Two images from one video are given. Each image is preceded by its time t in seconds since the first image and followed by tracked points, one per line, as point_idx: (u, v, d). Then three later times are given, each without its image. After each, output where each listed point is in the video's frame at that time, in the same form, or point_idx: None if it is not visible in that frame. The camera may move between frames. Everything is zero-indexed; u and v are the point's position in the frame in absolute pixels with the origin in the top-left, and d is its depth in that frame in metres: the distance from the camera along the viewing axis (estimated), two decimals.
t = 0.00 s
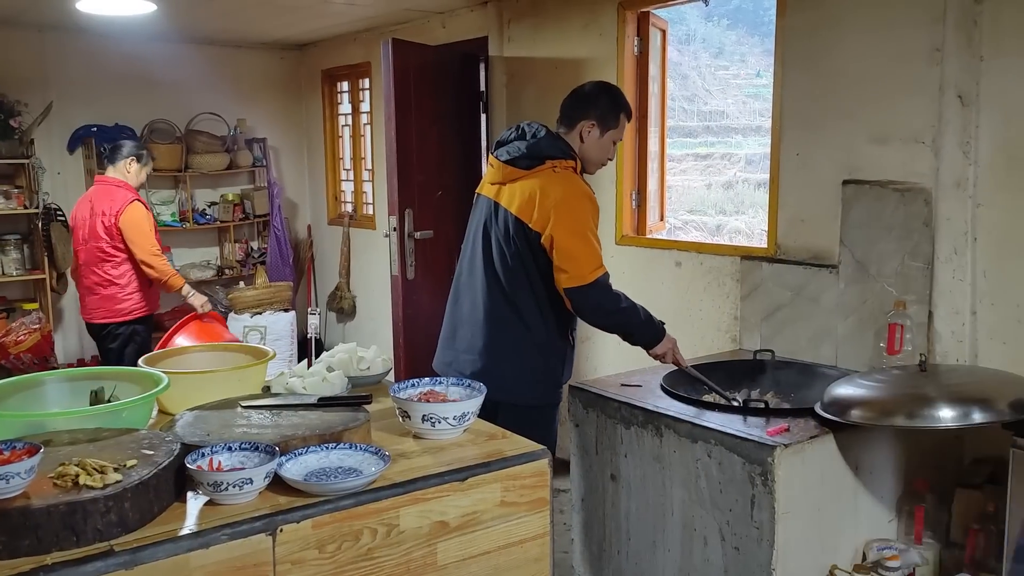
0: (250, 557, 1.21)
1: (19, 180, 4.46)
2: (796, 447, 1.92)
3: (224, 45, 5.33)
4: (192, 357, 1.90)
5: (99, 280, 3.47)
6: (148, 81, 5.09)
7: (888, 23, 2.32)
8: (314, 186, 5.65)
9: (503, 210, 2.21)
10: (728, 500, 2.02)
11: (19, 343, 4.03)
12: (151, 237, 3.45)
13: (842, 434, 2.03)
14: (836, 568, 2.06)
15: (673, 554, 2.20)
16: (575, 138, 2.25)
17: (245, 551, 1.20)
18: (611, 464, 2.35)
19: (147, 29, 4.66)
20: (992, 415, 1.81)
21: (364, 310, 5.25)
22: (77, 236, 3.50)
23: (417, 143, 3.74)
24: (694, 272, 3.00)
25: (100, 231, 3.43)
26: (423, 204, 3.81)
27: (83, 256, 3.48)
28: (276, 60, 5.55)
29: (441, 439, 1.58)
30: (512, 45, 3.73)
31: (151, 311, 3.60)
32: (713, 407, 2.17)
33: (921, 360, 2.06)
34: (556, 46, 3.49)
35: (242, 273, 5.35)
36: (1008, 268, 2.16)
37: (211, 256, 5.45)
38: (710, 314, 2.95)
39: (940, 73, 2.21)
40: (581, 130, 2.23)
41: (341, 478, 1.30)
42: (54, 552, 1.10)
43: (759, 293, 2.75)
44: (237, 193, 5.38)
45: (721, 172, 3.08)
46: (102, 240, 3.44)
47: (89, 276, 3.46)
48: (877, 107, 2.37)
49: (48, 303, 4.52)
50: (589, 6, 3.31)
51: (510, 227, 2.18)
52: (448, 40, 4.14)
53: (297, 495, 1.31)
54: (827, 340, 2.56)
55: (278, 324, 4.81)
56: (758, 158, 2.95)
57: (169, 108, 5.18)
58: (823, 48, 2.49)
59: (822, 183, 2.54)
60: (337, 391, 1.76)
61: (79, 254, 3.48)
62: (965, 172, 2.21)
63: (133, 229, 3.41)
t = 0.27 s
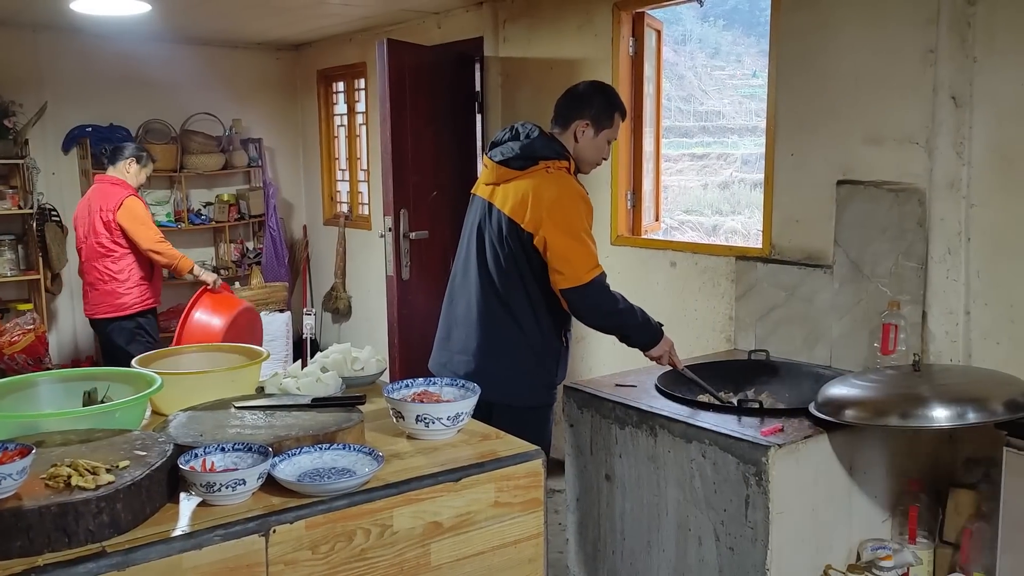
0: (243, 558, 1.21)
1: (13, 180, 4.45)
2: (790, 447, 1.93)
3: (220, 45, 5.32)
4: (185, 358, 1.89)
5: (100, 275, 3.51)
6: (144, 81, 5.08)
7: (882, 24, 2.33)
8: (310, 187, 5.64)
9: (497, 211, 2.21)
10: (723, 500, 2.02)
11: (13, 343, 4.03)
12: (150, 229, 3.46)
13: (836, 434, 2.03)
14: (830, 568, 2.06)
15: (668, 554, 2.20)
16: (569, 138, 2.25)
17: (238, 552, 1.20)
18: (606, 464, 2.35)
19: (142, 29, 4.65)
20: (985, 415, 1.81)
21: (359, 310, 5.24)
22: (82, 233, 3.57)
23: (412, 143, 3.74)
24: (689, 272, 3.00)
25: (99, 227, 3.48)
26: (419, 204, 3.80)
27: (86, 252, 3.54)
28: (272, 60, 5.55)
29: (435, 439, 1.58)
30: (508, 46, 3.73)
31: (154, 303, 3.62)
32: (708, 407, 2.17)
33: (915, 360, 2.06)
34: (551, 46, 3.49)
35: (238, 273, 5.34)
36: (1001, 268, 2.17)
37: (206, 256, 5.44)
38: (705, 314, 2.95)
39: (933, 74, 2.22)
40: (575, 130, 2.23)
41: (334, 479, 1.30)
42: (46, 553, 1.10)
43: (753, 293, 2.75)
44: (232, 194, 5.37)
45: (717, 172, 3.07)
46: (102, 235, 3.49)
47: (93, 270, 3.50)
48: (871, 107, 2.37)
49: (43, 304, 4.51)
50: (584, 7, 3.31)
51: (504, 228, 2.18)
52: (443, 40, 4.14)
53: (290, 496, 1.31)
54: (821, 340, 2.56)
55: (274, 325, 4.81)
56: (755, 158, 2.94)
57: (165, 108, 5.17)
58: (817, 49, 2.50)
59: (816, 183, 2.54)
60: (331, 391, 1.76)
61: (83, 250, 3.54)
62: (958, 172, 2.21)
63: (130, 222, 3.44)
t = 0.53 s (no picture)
0: (237, 559, 1.21)
1: (8, 182, 4.44)
2: (785, 447, 1.93)
3: (215, 47, 5.32)
4: (179, 359, 1.89)
5: (104, 275, 3.49)
6: (139, 83, 5.08)
7: (875, 25, 2.33)
8: (306, 188, 5.64)
9: (492, 214, 2.22)
10: (717, 500, 2.03)
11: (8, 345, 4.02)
12: (157, 227, 3.49)
13: (831, 434, 2.04)
14: (825, 568, 2.07)
15: (663, 554, 2.20)
16: (564, 138, 2.25)
17: (232, 554, 1.20)
18: (601, 465, 2.35)
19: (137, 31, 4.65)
20: (978, 415, 1.82)
21: (355, 312, 5.24)
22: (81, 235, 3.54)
23: (408, 145, 3.74)
24: (684, 273, 3.00)
25: (104, 226, 3.47)
26: (414, 206, 3.81)
27: (88, 253, 3.52)
28: (267, 61, 5.55)
29: (429, 441, 1.58)
30: (503, 47, 3.74)
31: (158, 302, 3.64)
32: (703, 408, 2.18)
33: (909, 360, 2.07)
34: (546, 48, 3.50)
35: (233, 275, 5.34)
36: (994, 269, 2.18)
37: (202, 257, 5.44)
38: (700, 315, 2.95)
39: (927, 76, 2.23)
40: (569, 131, 2.23)
41: (328, 480, 1.30)
42: (39, 555, 1.09)
43: (748, 294, 2.75)
44: (228, 195, 5.36)
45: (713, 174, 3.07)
46: (107, 235, 3.48)
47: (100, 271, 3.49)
48: (865, 109, 2.38)
49: (37, 306, 4.50)
50: (580, 8, 3.31)
51: (498, 231, 2.19)
52: (439, 42, 4.14)
53: (284, 497, 1.31)
54: (816, 341, 2.57)
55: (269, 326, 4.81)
56: (751, 160, 2.94)
57: (160, 110, 5.17)
58: (812, 51, 2.50)
59: (810, 185, 2.55)
60: (326, 393, 1.76)
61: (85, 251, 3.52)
62: (952, 174, 2.22)
63: (137, 220, 3.47)
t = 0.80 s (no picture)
0: (231, 561, 1.21)
1: (3, 183, 4.44)
2: (778, 448, 1.94)
3: (210, 48, 5.32)
4: (174, 361, 1.89)
5: (123, 276, 3.51)
6: (134, 85, 5.08)
7: (868, 28, 2.34)
8: (301, 190, 5.64)
9: (485, 216, 2.22)
10: (711, 500, 2.03)
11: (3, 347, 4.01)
12: (175, 229, 3.58)
13: (824, 434, 2.05)
14: (819, 567, 2.08)
15: (657, 555, 2.21)
16: (555, 140, 2.25)
17: (226, 555, 1.20)
18: (596, 466, 2.35)
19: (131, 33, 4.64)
20: (970, 416, 1.83)
21: (351, 313, 5.24)
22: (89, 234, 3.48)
23: (402, 146, 3.74)
24: (679, 274, 3.01)
25: (125, 227, 3.49)
26: (409, 207, 3.81)
27: (101, 253, 3.49)
28: (262, 63, 5.55)
29: (424, 442, 1.58)
30: (498, 49, 3.74)
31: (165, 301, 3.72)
32: (697, 409, 2.18)
33: (902, 361, 2.07)
34: (541, 49, 3.51)
35: (228, 276, 5.33)
36: (986, 269, 2.19)
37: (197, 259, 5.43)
38: (694, 315, 2.96)
39: (919, 78, 2.24)
40: (561, 132, 2.24)
41: (322, 481, 1.31)
42: (33, 557, 1.10)
43: (742, 295, 2.76)
44: (223, 197, 5.36)
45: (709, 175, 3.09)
46: (126, 236, 3.50)
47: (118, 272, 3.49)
48: (858, 111, 2.39)
49: (32, 308, 4.50)
50: (574, 10, 3.32)
51: (491, 233, 2.19)
52: (434, 44, 4.15)
53: (278, 499, 1.31)
54: (810, 342, 2.58)
55: (265, 328, 4.81)
56: (746, 160, 2.96)
57: (155, 112, 5.16)
58: (805, 53, 2.51)
59: (804, 186, 2.56)
60: (321, 394, 1.77)
61: (96, 250, 3.48)
62: (944, 175, 2.23)
63: (159, 223, 3.54)
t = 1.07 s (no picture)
0: (224, 562, 1.21)
1: None
2: (771, 447, 1.95)
3: (203, 49, 5.31)
4: (166, 362, 1.89)
5: (146, 279, 3.53)
6: (127, 86, 5.07)
7: (859, 29, 2.35)
8: (295, 191, 5.64)
9: (472, 216, 2.23)
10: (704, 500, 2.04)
11: None
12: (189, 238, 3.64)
13: (816, 434, 2.06)
14: (811, 566, 2.09)
15: (651, 555, 2.21)
16: (543, 141, 2.26)
17: (219, 556, 1.20)
18: (589, 466, 2.36)
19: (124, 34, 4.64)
20: (961, 414, 1.84)
21: (345, 315, 5.24)
22: (105, 236, 3.45)
23: (396, 147, 3.75)
24: (672, 274, 3.02)
25: (144, 230, 3.50)
26: (402, 208, 3.81)
27: (119, 255, 3.47)
28: (255, 64, 5.54)
29: (417, 442, 1.59)
30: (491, 50, 3.75)
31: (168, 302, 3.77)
32: (689, 409, 2.19)
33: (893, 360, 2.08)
34: (534, 51, 3.52)
35: (222, 278, 5.33)
36: (977, 269, 2.20)
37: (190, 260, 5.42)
38: (687, 315, 2.97)
39: (910, 79, 2.25)
40: (548, 133, 2.24)
41: (315, 481, 1.31)
42: (25, 559, 1.09)
43: (735, 295, 2.77)
44: (216, 198, 5.36)
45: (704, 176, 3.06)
46: (146, 239, 3.52)
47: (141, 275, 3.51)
48: (849, 112, 2.40)
49: (24, 309, 4.48)
50: (567, 11, 3.33)
51: (477, 233, 2.20)
52: (427, 45, 4.15)
53: (271, 499, 1.32)
54: (802, 342, 2.59)
55: (259, 329, 4.81)
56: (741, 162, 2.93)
57: (148, 113, 5.15)
58: (796, 54, 2.52)
59: (796, 187, 2.57)
60: (314, 395, 1.77)
61: (114, 253, 3.46)
62: (935, 176, 2.24)
63: (173, 228, 3.60)
